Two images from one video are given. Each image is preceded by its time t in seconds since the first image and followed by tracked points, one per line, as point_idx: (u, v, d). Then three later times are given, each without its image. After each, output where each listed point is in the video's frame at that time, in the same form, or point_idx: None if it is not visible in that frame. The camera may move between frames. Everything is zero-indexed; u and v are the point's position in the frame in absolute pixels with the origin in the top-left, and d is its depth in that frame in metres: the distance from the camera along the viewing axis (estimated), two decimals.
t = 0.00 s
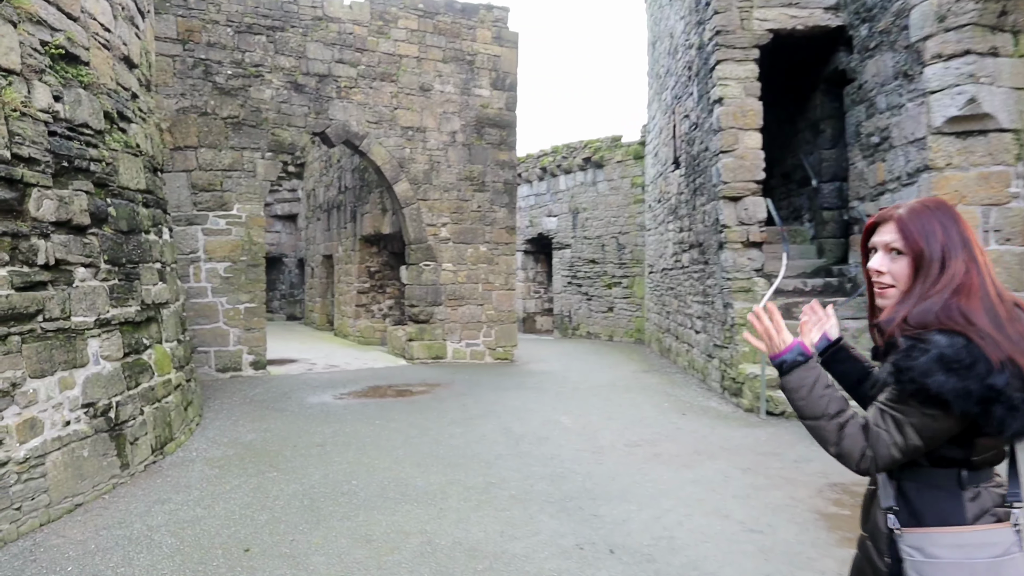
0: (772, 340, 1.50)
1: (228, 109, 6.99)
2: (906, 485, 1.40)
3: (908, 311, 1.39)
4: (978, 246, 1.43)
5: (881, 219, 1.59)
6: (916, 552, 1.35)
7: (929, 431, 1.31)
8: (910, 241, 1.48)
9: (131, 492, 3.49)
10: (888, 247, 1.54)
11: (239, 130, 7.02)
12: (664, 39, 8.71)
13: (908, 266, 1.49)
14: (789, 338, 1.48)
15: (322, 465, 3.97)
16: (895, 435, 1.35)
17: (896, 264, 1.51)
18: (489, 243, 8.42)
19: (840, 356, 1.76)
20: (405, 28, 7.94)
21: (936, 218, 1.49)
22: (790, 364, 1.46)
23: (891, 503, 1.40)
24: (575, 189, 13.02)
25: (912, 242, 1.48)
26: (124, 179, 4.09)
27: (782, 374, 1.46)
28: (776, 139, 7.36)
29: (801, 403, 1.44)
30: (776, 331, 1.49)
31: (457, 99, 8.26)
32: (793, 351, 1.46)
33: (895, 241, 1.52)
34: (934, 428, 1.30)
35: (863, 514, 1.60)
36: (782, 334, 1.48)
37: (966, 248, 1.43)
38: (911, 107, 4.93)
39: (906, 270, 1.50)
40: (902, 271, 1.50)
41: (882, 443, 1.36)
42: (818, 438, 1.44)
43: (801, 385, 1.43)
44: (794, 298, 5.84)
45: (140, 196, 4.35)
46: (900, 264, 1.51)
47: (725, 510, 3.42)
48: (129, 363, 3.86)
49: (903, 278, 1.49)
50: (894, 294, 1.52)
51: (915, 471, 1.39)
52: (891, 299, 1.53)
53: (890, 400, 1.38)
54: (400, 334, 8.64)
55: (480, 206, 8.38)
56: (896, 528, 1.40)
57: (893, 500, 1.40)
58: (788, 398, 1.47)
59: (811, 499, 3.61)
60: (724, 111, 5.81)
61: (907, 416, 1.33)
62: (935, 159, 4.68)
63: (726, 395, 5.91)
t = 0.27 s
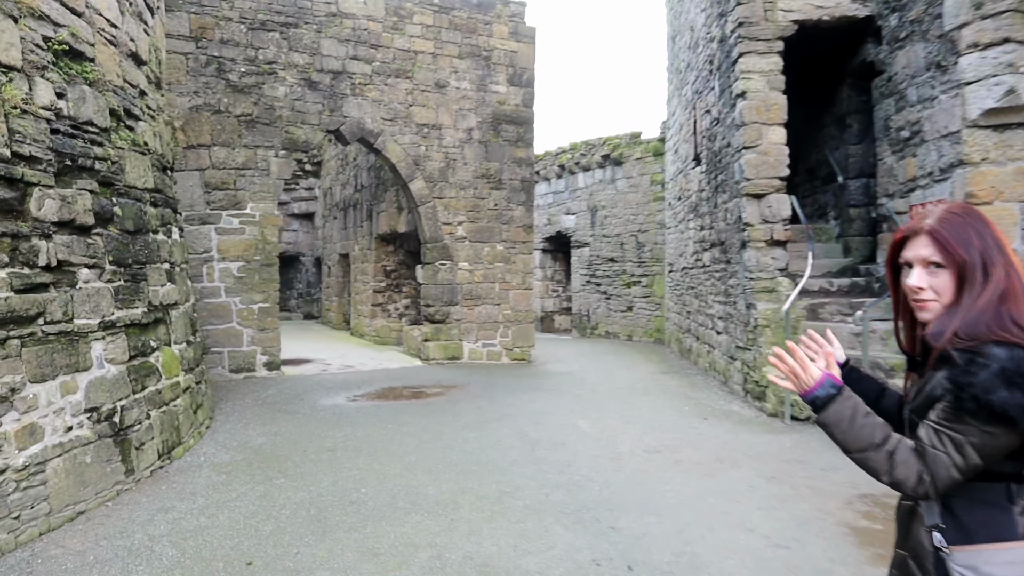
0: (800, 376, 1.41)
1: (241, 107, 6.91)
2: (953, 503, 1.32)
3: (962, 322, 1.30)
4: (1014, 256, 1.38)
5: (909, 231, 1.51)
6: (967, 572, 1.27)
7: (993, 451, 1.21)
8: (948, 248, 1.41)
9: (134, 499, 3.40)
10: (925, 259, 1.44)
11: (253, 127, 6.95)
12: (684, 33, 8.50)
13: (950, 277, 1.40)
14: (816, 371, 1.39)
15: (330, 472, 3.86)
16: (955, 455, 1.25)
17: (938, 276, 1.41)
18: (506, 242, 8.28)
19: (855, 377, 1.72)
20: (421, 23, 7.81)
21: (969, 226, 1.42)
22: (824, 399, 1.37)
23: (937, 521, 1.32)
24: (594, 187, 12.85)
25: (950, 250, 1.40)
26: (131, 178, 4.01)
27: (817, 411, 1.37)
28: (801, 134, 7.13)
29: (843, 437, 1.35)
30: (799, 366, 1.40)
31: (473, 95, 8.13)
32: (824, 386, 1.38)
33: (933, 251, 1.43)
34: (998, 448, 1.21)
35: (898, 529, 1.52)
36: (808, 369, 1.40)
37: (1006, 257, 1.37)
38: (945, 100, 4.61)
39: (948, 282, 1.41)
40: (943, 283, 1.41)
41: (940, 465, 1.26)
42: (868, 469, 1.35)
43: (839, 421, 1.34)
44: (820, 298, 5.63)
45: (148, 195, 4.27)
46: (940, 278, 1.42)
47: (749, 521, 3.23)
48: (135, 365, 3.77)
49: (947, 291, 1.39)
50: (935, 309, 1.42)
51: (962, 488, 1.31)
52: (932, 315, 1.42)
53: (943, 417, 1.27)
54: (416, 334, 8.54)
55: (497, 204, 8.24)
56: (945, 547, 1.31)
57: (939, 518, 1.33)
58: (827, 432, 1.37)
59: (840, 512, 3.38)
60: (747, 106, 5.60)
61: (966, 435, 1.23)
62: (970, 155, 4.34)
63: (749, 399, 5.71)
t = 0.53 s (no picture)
0: (859, 368, 1.31)
1: (242, 103, 6.78)
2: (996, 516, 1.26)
3: (1012, 325, 1.20)
4: None
5: (952, 229, 1.38)
6: None
7: None
8: (1001, 246, 1.28)
9: (121, 511, 3.26)
10: (974, 260, 1.31)
11: (254, 124, 6.82)
12: (696, 27, 8.30)
13: (1004, 280, 1.27)
14: (878, 367, 1.29)
15: (327, 481, 3.70)
16: (1005, 469, 1.19)
17: (989, 279, 1.29)
18: (513, 241, 8.12)
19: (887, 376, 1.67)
20: (426, 18, 7.65)
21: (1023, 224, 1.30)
22: (882, 397, 1.29)
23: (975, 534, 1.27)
24: (602, 185, 12.67)
25: (1002, 247, 1.28)
26: (122, 175, 3.86)
27: (872, 408, 1.30)
28: (816, 131, 6.93)
29: (897, 438, 1.28)
30: (858, 359, 1.30)
31: (479, 92, 7.97)
32: (885, 383, 1.29)
33: (986, 250, 1.30)
34: None
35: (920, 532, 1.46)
36: (870, 364, 1.29)
37: None
38: (971, 94, 4.39)
39: (1001, 284, 1.28)
40: (994, 286, 1.28)
41: (989, 478, 1.20)
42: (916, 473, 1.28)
43: (896, 421, 1.27)
44: (837, 300, 5.44)
45: (141, 193, 4.13)
46: (990, 280, 1.29)
47: (767, 539, 3.06)
48: (125, 370, 3.64)
49: (999, 295, 1.27)
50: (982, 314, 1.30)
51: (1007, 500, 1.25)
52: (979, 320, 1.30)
53: (990, 426, 1.21)
54: (421, 335, 8.40)
55: (503, 203, 8.08)
56: (981, 561, 1.25)
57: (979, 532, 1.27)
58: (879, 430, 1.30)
59: (863, 528, 3.20)
60: (762, 101, 5.41)
61: (1016, 446, 1.18)
62: (998, 151, 4.11)
63: (762, 404, 5.53)
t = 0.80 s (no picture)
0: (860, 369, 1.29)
1: (240, 98, 6.62)
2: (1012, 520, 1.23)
3: None
4: None
5: (982, 221, 1.31)
6: None
7: None
8: None
9: (106, 520, 3.11)
10: (1001, 252, 1.25)
11: (253, 119, 6.67)
12: (704, 20, 8.12)
13: None
14: (880, 363, 1.27)
15: (323, 489, 3.54)
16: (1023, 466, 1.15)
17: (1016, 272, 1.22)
18: (517, 239, 7.95)
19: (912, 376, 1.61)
20: (429, 11, 7.49)
21: None
22: (885, 395, 1.26)
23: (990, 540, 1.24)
24: (608, 183, 12.49)
25: None
26: (111, 168, 3.71)
27: (876, 408, 1.27)
28: (830, 126, 6.74)
29: (903, 438, 1.25)
30: (857, 359, 1.29)
31: (483, 86, 7.81)
32: (887, 380, 1.26)
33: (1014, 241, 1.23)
34: None
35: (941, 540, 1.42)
36: (869, 362, 1.28)
37: None
38: (996, 84, 4.21)
39: None
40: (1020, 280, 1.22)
41: (1006, 477, 1.16)
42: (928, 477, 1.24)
43: (900, 419, 1.24)
44: (852, 300, 5.25)
45: (131, 188, 3.98)
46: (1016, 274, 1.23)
47: (786, 553, 2.89)
48: (112, 372, 3.49)
49: None
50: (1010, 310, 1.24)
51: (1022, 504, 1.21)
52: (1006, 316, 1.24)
53: (1007, 423, 1.18)
54: (423, 335, 8.24)
55: (507, 200, 7.92)
56: (996, 569, 1.23)
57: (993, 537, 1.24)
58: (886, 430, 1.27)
59: (888, 541, 3.02)
60: (775, 94, 5.23)
61: None
62: None
63: (775, 407, 5.36)
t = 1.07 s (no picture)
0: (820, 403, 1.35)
1: (237, 94, 6.49)
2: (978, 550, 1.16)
3: (987, 349, 1.11)
4: None
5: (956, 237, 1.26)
6: None
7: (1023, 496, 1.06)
8: (998, 263, 1.14)
9: (90, 531, 2.97)
10: (967, 271, 1.21)
11: (250, 116, 6.54)
12: (710, 16, 7.97)
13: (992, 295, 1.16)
14: (838, 398, 1.33)
15: (317, 499, 3.41)
16: (982, 496, 1.10)
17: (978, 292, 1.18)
18: (518, 238, 7.81)
19: (913, 405, 1.55)
20: (429, 6, 7.35)
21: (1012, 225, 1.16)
22: (845, 427, 1.31)
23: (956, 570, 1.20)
24: (611, 182, 12.35)
25: (988, 254, 1.17)
26: (98, 166, 3.58)
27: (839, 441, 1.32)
28: (840, 124, 6.60)
29: (866, 468, 1.29)
30: (817, 394, 1.35)
31: (484, 83, 7.67)
32: (845, 413, 1.32)
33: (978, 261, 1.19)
34: None
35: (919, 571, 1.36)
36: (827, 396, 1.34)
37: None
38: (1016, 78, 4.08)
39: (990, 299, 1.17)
40: (982, 300, 1.18)
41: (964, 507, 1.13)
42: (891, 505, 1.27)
43: (861, 450, 1.29)
44: (863, 302, 5.11)
45: (120, 185, 3.85)
46: (979, 294, 1.19)
47: (801, 569, 2.75)
48: (99, 376, 3.36)
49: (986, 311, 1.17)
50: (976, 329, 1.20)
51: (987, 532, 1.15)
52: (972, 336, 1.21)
53: (968, 451, 1.15)
54: (423, 336, 8.12)
55: (509, 199, 7.78)
56: None
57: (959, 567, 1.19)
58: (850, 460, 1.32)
59: (907, 557, 2.88)
60: (784, 90, 5.09)
61: (991, 471, 1.10)
62: None
63: (783, 412, 5.22)
